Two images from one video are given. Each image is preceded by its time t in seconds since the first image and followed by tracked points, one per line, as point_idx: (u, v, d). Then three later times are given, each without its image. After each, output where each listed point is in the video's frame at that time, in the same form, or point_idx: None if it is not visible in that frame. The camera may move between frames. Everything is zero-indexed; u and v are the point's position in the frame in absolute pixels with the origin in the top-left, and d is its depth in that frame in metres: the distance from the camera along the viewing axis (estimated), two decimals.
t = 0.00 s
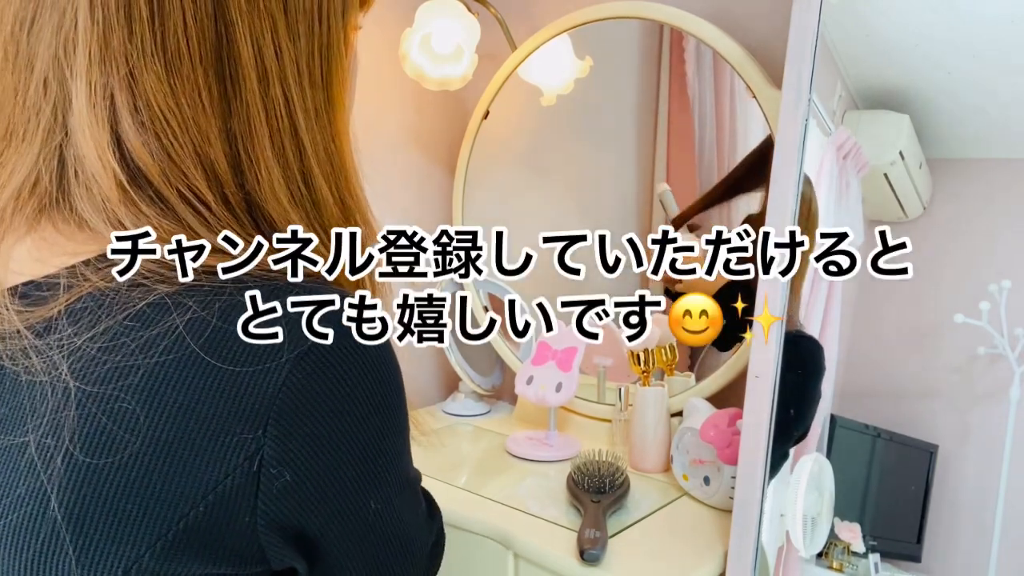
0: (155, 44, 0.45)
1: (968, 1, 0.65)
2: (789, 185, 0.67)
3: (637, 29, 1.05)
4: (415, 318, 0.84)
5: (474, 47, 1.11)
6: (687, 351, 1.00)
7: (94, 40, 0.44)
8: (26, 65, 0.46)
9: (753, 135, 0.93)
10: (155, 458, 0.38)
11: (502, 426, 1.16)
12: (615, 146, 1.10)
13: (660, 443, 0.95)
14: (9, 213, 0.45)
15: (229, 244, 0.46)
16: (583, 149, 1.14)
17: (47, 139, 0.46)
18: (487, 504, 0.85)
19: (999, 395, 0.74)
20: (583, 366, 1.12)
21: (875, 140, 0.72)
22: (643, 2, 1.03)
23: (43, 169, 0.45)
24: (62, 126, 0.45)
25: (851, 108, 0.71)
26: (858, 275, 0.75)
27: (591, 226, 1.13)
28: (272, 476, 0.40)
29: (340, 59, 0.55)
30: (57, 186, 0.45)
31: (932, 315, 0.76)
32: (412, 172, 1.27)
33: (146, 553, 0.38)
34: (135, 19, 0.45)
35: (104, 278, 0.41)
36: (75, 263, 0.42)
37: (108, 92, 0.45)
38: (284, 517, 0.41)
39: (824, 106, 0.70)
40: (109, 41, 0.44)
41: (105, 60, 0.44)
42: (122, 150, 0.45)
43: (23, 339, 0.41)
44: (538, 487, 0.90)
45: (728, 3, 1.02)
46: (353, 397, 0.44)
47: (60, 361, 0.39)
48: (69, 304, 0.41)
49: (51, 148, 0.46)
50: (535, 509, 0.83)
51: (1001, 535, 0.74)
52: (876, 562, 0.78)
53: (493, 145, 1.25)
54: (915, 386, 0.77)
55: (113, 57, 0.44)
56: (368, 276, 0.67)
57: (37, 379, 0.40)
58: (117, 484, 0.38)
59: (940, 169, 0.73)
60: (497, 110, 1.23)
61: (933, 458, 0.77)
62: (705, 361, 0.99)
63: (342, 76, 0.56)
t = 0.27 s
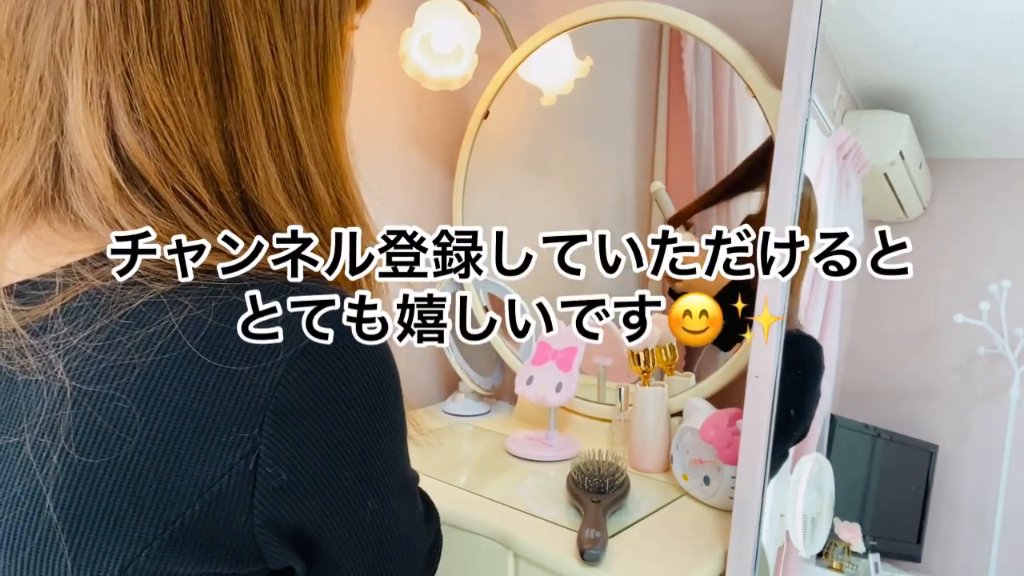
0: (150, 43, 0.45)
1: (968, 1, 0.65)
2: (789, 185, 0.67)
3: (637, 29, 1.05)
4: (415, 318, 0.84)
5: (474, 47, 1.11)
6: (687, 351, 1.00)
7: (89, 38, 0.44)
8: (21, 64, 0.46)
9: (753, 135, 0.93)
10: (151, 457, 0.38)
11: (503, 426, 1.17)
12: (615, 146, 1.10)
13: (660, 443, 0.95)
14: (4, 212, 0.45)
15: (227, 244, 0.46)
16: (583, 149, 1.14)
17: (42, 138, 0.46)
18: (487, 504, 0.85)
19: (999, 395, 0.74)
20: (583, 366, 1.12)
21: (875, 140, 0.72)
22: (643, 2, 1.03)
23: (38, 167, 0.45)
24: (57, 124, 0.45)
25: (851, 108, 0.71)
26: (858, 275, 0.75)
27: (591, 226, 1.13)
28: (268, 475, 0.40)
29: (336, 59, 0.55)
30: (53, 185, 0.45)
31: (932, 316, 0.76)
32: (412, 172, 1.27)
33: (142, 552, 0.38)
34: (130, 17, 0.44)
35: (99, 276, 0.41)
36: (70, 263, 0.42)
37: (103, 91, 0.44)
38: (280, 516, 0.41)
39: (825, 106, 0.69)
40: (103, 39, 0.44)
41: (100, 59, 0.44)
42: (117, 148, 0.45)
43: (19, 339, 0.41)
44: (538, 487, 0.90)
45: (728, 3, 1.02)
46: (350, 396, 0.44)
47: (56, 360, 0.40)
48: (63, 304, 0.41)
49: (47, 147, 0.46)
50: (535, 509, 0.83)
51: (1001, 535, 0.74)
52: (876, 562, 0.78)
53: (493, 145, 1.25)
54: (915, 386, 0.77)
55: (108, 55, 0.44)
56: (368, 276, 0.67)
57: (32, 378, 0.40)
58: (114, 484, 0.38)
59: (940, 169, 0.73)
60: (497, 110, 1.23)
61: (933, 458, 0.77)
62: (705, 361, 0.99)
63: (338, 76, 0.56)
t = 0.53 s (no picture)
0: (142, 44, 0.45)
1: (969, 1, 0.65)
2: (789, 185, 0.67)
3: (637, 29, 1.05)
4: (415, 318, 0.84)
5: (474, 47, 1.11)
6: (687, 350, 1.00)
7: (82, 38, 0.44)
8: (15, 65, 0.46)
9: (752, 133, 0.93)
10: (144, 457, 0.38)
11: (503, 426, 1.16)
12: (615, 146, 1.10)
13: (660, 443, 0.95)
14: None
15: (224, 245, 0.46)
16: (583, 149, 1.14)
17: (36, 138, 0.46)
18: (487, 504, 0.85)
19: (999, 395, 0.74)
20: (583, 366, 1.12)
21: (875, 140, 0.72)
22: (643, 2, 1.03)
23: (33, 169, 0.45)
24: (51, 125, 0.45)
25: (851, 108, 0.71)
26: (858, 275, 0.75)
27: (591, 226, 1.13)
28: (261, 475, 0.40)
29: (331, 60, 0.55)
30: (48, 187, 0.45)
31: (932, 316, 0.76)
32: (412, 173, 1.27)
33: (133, 552, 0.38)
34: (123, 18, 0.44)
35: (95, 275, 0.41)
36: (64, 263, 0.42)
37: (96, 92, 0.44)
38: (273, 517, 0.41)
39: (824, 106, 0.69)
40: (96, 40, 0.44)
41: (93, 60, 0.44)
42: (111, 150, 0.45)
43: (13, 339, 0.41)
44: (538, 487, 0.90)
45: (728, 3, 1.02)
46: (344, 396, 0.44)
47: (49, 359, 0.40)
48: (58, 303, 0.41)
49: (42, 148, 0.46)
50: (535, 509, 0.83)
51: (1001, 535, 0.74)
52: (876, 562, 0.78)
53: (493, 145, 1.25)
54: (915, 386, 0.77)
55: (101, 56, 0.44)
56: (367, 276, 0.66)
57: (25, 378, 0.40)
58: (106, 483, 0.38)
59: (940, 169, 0.73)
60: (497, 110, 1.23)
61: (932, 458, 0.77)
62: (705, 361, 0.99)
63: (333, 78, 0.56)
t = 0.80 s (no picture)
0: (137, 45, 0.45)
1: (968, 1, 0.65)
2: (790, 185, 0.67)
3: (636, 28, 1.05)
4: (415, 318, 0.84)
5: (474, 47, 1.11)
6: (687, 350, 1.01)
7: (78, 39, 0.44)
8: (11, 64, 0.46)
9: (750, 127, 0.93)
10: (143, 457, 0.38)
11: (503, 426, 1.16)
12: (615, 145, 1.10)
13: (660, 443, 0.95)
14: None
15: (224, 245, 0.46)
16: (583, 149, 1.14)
17: (33, 137, 0.46)
18: (487, 504, 0.85)
19: (999, 395, 0.74)
20: (583, 366, 1.12)
21: (875, 140, 0.72)
22: (642, 2, 1.03)
23: (29, 168, 0.45)
24: (48, 124, 0.45)
25: (851, 108, 0.71)
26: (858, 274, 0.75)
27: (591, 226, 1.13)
28: (259, 476, 0.40)
29: (329, 59, 0.55)
30: (44, 186, 0.45)
31: (932, 316, 0.76)
32: (411, 173, 1.27)
33: (132, 552, 0.38)
34: (118, 17, 0.44)
35: (91, 275, 0.41)
36: (61, 263, 0.42)
37: (91, 93, 0.44)
38: (271, 517, 0.41)
39: (825, 106, 0.69)
40: (92, 40, 0.44)
41: (90, 58, 0.44)
42: (107, 148, 0.45)
43: (10, 339, 0.40)
44: (538, 487, 0.90)
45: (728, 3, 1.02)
46: (342, 396, 0.44)
47: (47, 359, 0.39)
48: (55, 303, 0.41)
49: (38, 147, 0.46)
50: (535, 509, 0.83)
51: (1001, 535, 0.74)
52: (876, 562, 0.78)
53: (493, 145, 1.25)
54: (915, 387, 0.77)
55: (96, 55, 0.44)
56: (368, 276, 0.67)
57: (23, 378, 0.40)
58: (105, 483, 0.38)
59: (940, 169, 0.73)
60: (497, 110, 1.23)
61: (933, 458, 0.77)
62: (705, 360, 0.99)
63: (330, 78, 0.56)
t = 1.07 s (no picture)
0: (132, 54, 0.45)
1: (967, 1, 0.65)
2: (789, 185, 0.67)
3: (636, 28, 1.05)
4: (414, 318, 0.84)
5: (474, 47, 1.11)
6: (687, 350, 1.01)
7: (74, 46, 0.44)
8: (10, 70, 0.46)
9: (749, 120, 0.93)
10: (146, 457, 0.38)
11: (503, 426, 1.17)
12: (614, 145, 1.10)
13: (660, 443, 0.95)
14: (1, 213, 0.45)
15: (226, 254, 0.46)
16: (583, 149, 1.14)
17: (32, 145, 0.46)
18: (487, 504, 0.85)
19: (999, 395, 0.74)
20: (583, 366, 1.12)
21: (874, 140, 0.72)
22: (642, 2, 1.02)
23: (28, 174, 0.46)
24: (47, 133, 0.46)
25: (851, 108, 0.71)
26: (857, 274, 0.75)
27: (591, 225, 1.13)
28: (262, 475, 0.40)
29: (325, 68, 0.56)
30: (44, 192, 0.46)
31: (931, 316, 0.75)
32: (412, 173, 1.27)
33: (135, 552, 0.38)
34: (113, 23, 0.44)
35: (93, 275, 0.42)
36: (62, 264, 0.42)
37: (88, 100, 0.44)
38: (273, 516, 0.41)
39: (824, 106, 0.71)
40: (87, 51, 0.44)
41: (84, 68, 0.44)
42: (107, 160, 0.45)
43: (10, 341, 0.40)
44: (537, 487, 0.90)
45: (728, 3, 1.02)
46: (344, 396, 0.44)
47: (49, 359, 0.39)
48: (58, 304, 0.40)
49: (38, 157, 0.46)
50: (535, 509, 0.83)
51: (1001, 535, 0.73)
52: (876, 562, 0.78)
53: (492, 146, 1.25)
54: (916, 387, 0.76)
55: (93, 63, 0.44)
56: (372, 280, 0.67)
57: (23, 379, 0.39)
58: (108, 483, 0.38)
59: (939, 170, 0.72)
60: (497, 110, 1.23)
61: (932, 458, 0.76)
62: (704, 360, 0.99)
63: (323, 86, 0.56)
